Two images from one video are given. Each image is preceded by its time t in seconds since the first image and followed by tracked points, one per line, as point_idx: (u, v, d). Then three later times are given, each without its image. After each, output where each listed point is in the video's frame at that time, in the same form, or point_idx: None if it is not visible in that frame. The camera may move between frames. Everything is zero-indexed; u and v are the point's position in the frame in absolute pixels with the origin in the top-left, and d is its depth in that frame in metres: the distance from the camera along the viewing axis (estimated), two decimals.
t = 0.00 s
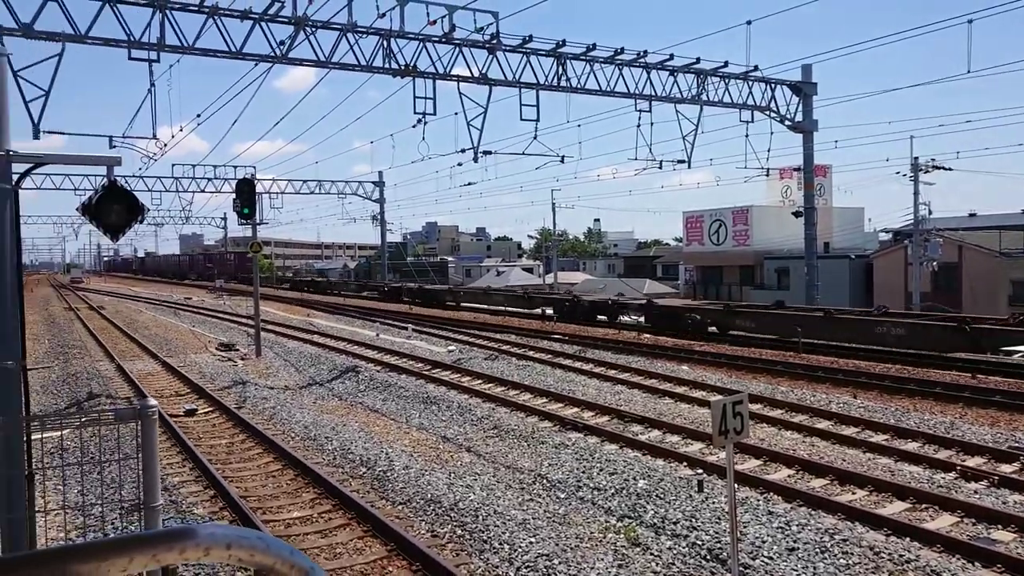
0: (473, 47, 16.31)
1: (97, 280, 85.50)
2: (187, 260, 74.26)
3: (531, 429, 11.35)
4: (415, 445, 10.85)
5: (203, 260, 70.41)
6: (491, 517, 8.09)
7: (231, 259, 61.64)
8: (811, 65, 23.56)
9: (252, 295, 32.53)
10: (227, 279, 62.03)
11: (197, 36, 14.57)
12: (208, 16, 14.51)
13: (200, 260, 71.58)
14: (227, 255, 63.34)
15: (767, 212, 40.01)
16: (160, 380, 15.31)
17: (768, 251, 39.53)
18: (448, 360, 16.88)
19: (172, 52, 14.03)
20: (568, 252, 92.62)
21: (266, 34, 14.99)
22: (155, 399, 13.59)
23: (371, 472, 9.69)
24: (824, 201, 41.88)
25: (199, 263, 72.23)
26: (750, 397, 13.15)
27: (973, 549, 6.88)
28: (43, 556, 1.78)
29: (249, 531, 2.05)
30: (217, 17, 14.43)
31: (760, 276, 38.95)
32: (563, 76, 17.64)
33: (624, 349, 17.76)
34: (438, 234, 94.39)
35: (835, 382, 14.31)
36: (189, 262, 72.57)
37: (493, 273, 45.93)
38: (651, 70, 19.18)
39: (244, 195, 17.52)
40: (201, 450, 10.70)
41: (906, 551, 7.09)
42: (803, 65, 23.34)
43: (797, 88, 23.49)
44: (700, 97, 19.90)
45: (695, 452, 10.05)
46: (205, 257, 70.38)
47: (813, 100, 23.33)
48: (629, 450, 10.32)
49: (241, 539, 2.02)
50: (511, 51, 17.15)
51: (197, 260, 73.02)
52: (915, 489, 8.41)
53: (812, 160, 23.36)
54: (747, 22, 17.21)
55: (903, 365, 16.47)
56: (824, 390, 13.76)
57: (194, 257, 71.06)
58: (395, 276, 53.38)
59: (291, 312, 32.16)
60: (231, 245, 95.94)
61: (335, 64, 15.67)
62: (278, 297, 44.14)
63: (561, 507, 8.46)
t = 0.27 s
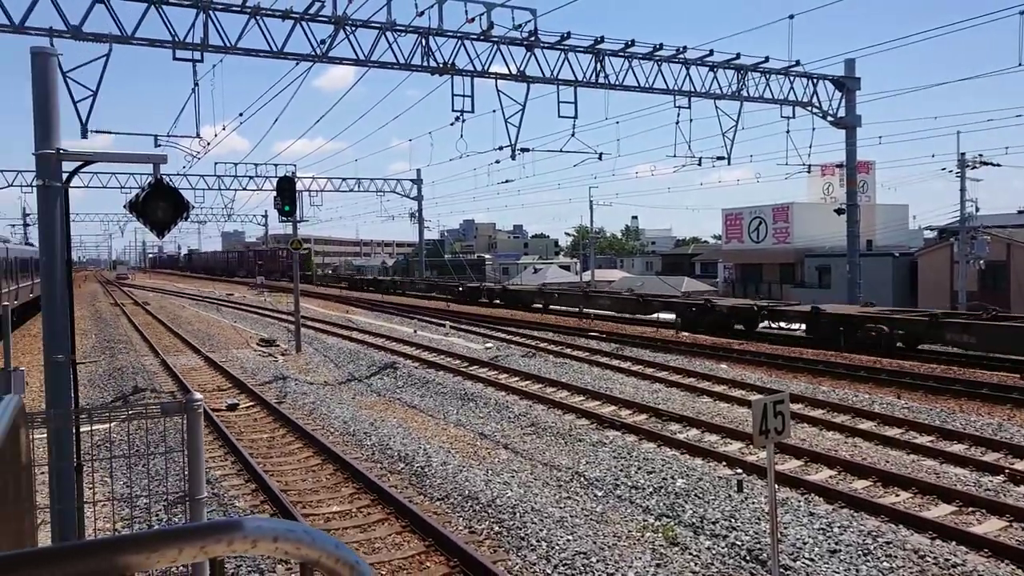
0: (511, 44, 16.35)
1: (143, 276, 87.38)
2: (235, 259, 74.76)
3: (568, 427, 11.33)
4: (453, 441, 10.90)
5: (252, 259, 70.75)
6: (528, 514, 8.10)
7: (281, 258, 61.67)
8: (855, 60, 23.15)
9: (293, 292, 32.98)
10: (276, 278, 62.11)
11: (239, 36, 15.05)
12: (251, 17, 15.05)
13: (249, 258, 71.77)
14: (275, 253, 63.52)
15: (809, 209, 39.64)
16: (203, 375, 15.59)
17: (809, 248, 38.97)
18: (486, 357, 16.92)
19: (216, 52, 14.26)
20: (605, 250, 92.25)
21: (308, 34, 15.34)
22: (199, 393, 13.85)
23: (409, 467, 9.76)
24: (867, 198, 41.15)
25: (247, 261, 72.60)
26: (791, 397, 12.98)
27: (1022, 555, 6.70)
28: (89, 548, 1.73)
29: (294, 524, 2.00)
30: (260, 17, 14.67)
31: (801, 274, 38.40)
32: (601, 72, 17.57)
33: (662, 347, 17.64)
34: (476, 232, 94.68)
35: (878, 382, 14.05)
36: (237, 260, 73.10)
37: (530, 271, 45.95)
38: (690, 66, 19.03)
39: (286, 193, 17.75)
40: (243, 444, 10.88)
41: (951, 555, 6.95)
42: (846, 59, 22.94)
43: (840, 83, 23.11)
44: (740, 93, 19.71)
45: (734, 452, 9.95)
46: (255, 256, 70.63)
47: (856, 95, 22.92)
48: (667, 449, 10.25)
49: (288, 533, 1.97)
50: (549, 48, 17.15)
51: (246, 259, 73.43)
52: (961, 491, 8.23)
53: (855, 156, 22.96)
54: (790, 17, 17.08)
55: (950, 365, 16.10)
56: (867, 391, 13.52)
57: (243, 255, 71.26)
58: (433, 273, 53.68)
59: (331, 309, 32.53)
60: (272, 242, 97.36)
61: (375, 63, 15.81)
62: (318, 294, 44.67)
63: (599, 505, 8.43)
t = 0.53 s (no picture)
0: (546, 40, 16.32)
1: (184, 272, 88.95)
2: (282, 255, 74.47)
3: (603, 423, 11.28)
4: (487, 437, 10.92)
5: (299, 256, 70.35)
6: (563, 510, 8.09)
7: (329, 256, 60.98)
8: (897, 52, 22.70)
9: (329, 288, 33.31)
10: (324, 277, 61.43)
11: (278, 34, 15.67)
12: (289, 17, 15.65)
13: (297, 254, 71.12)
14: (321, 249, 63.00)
15: (849, 205, 38.70)
16: (242, 369, 15.82)
17: (848, 245, 38.33)
18: (521, 353, 16.93)
19: (254, 51, 14.43)
20: (641, 246, 91.69)
21: (345, 32, 16.02)
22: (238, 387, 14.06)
23: (444, 462, 9.80)
24: (909, 194, 40.33)
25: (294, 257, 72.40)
26: (830, 395, 12.79)
27: None
28: (133, 538, 1.75)
29: (333, 517, 2.00)
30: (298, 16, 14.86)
31: (840, 271, 37.79)
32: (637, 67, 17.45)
33: (698, 344, 17.49)
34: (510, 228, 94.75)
35: (920, 380, 13.77)
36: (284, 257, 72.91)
37: (564, 267, 45.86)
38: (727, 60, 18.83)
39: (322, 189, 17.92)
40: (281, 437, 11.02)
41: (996, 557, 6.79)
42: (888, 52, 22.51)
43: (882, 76, 22.68)
44: (778, 87, 19.46)
45: (771, 450, 9.84)
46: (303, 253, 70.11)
47: (898, 88, 22.47)
48: (703, 446, 10.16)
49: (326, 525, 1.97)
50: (584, 43, 17.09)
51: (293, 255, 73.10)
52: (1006, 493, 8.04)
53: (896, 150, 22.51)
54: (829, 10, 16.90)
55: (995, 364, 15.74)
56: (908, 389, 13.27)
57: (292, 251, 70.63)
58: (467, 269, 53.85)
59: (367, 304, 32.83)
60: (310, 238, 98.48)
61: (410, 60, 15.88)
62: (354, 289, 45.07)
63: (634, 502, 8.39)
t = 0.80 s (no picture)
0: (576, 34, 16.25)
1: (218, 267, 90.16)
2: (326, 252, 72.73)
3: (633, 419, 11.23)
4: (516, 432, 10.93)
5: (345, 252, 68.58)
6: (592, 506, 8.07)
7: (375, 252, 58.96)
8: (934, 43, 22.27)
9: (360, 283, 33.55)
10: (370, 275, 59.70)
11: (309, 31, 15.94)
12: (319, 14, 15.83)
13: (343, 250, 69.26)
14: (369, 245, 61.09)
15: (883, 199, 38.21)
16: (275, 363, 16.01)
17: (883, 239, 37.74)
18: (550, 348, 16.91)
19: (286, 48, 14.54)
20: (671, 242, 91.14)
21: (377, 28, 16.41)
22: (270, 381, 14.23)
23: (473, 457, 9.83)
24: (946, 188, 39.59)
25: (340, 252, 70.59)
26: (863, 392, 12.60)
27: None
28: (167, 529, 1.78)
29: (364, 509, 2.00)
30: (329, 13, 14.96)
31: (874, 266, 37.25)
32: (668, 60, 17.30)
33: (729, 340, 17.33)
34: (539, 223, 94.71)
35: (957, 377, 13.52)
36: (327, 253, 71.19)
37: (594, 262, 45.73)
38: (760, 53, 18.61)
39: (353, 185, 18.03)
40: (312, 431, 11.13)
41: None
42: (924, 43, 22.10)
43: (918, 68, 22.27)
44: (811, 80, 19.18)
45: (803, 447, 9.72)
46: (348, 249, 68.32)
47: (934, 80, 22.05)
48: (734, 443, 10.07)
49: (356, 518, 1.97)
50: (614, 37, 16.99)
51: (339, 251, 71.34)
52: None
53: (933, 144, 22.12)
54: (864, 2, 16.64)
55: None
56: (944, 386, 13.04)
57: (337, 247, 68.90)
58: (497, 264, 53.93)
59: (397, 299, 33.03)
60: (341, 234, 99.29)
61: (440, 55, 15.92)
62: (385, 284, 45.37)
63: (663, 499, 8.35)
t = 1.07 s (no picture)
0: (599, 29, 16.18)
1: (243, 263, 91.00)
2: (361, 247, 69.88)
3: (656, 416, 11.18)
4: (539, 428, 10.93)
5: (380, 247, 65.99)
6: (614, 502, 8.06)
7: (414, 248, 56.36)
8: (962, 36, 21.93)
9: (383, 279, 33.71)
10: (410, 272, 57.19)
11: (333, 28, 16.10)
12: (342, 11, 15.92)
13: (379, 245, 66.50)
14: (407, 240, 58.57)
15: (910, 194, 37.77)
16: (299, 358, 16.13)
17: (910, 235, 37.28)
18: (572, 344, 16.89)
19: (309, 45, 14.61)
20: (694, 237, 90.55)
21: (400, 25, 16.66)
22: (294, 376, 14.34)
23: (495, 452, 9.85)
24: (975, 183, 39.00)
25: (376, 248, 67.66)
26: (889, 389, 12.46)
27: None
28: (193, 522, 1.80)
29: (386, 504, 2.01)
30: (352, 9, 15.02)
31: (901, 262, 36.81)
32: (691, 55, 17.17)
33: (753, 336, 17.20)
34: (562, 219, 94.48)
35: (985, 374, 13.32)
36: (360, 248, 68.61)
37: (617, 258, 45.58)
38: (784, 47, 18.44)
39: (376, 180, 18.10)
40: (336, 426, 11.21)
41: None
42: (953, 36, 21.76)
43: (946, 61, 21.94)
44: (837, 74, 18.95)
45: (828, 444, 9.64)
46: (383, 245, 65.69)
47: (963, 73, 21.72)
48: (757, 440, 10.00)
49: (379, 512, 1.97)
50: (638, 31, 16.89)
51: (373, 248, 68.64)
52: None
53: (961, 138, 21.78)
54: None
55: None
56: (972, 383, 12.85)
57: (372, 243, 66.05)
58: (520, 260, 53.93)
59: (419, 295, 33.15)
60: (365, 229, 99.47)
61: (463, 51, 15.93)
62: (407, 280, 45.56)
63: (686, 495, 8.31)
